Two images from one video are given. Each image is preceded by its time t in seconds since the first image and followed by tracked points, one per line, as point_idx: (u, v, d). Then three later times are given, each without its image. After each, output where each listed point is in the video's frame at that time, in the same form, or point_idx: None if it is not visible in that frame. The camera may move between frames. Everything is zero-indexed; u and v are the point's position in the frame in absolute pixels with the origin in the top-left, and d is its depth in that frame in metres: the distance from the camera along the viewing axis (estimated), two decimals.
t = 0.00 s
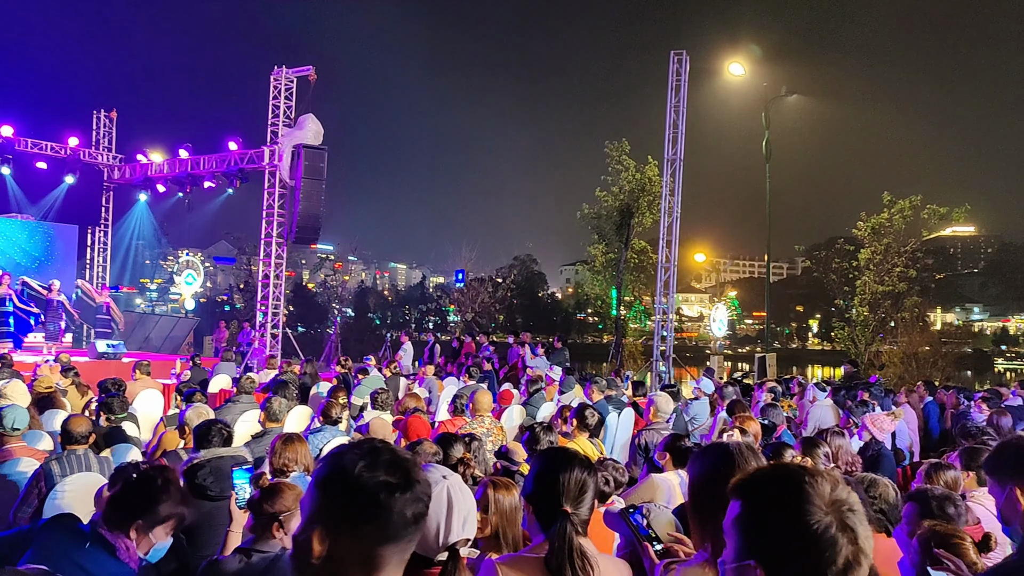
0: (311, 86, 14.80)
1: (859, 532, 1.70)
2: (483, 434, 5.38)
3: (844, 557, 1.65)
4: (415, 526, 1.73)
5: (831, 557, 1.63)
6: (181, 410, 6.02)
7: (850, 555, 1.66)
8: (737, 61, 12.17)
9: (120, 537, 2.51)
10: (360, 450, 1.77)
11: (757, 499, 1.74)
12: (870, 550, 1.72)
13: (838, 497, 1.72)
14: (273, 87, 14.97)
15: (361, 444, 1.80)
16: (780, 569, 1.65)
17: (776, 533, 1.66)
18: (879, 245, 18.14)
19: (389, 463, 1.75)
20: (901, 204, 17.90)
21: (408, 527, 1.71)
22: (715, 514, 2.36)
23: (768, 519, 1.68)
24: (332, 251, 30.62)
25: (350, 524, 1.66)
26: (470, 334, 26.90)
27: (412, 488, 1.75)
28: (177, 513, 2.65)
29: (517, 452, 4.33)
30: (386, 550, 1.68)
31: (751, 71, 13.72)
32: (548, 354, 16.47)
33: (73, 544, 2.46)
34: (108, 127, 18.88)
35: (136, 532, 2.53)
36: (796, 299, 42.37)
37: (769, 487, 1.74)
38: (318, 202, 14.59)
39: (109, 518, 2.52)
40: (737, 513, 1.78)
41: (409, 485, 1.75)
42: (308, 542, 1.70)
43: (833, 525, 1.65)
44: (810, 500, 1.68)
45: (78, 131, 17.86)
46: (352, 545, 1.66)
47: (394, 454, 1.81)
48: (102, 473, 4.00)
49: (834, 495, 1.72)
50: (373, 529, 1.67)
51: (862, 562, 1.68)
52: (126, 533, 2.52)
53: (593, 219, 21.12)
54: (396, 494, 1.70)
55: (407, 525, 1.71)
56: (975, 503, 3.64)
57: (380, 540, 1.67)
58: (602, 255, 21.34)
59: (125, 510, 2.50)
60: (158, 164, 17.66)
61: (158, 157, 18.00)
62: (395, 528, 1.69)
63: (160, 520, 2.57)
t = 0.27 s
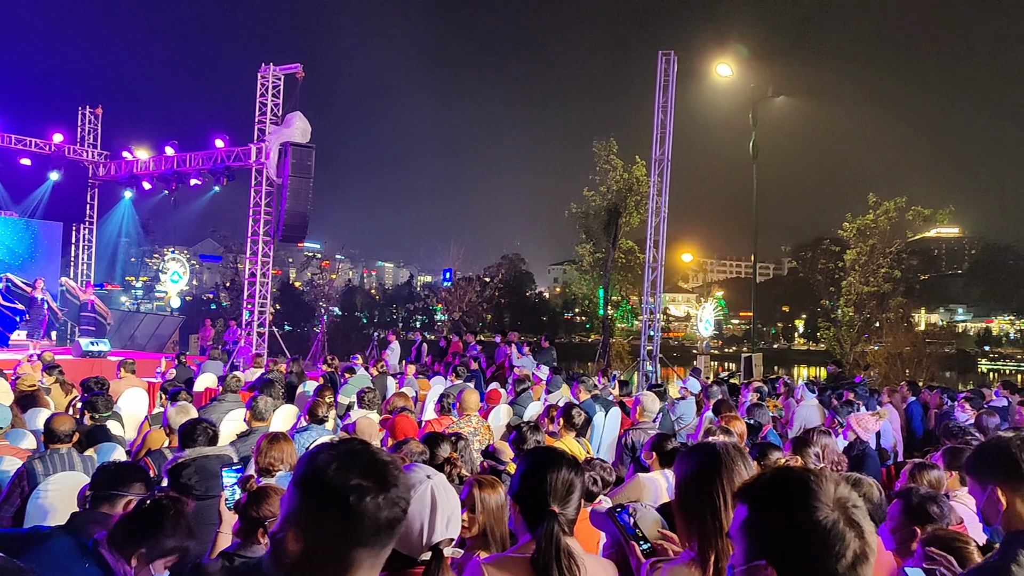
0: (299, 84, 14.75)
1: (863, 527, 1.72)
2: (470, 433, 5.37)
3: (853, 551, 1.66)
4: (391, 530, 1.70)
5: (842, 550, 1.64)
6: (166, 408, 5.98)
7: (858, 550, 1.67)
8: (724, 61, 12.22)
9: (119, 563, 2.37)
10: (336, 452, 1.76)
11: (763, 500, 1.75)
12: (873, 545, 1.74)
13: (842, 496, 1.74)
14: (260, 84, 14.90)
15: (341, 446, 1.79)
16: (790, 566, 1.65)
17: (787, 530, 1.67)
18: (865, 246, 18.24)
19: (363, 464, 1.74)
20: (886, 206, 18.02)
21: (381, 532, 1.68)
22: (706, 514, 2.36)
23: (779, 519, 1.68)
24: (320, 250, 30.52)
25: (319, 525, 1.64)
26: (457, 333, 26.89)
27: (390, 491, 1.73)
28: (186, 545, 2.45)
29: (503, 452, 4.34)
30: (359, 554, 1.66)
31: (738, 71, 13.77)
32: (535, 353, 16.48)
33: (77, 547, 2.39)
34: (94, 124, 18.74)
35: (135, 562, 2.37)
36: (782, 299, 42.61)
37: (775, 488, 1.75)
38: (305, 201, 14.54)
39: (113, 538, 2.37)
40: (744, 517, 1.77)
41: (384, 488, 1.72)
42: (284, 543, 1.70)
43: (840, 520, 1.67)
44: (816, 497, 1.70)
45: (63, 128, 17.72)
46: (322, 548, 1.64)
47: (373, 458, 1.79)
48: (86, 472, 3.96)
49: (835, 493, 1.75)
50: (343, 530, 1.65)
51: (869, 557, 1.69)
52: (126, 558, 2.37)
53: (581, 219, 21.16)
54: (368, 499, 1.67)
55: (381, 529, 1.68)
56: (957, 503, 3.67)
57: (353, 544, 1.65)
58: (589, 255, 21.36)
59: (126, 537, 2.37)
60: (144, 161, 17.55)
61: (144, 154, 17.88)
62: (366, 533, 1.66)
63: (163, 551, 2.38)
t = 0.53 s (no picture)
0: (284, 81, 14.68)
1: (849, 516, 1.74)
2: (456, 433, 5.37)
3: (842, 539, 1.68)
4: (370, 531, 1.69)
5: (830, 540, 1.66)
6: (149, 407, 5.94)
7: (846, 538, 1.69)
8: (710, 62, 12.27)
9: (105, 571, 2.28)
10: (316, 452, 1.75)
11: (752, 495, 1.76)
12: (861, 536, 1.75)
13: (827, 487, 1.76)
14: (245, 82, 14.81)
15: (322, 445, 1.77)
16: (781, 558, 1.66)
17: (775, 521, 1.68)
18: (848, 247, 18.36)
19: (342, 464, 1.72)
20: (869, 207, 18.14)
21: (359, 533, 1.67)
22: (692, 512, 2.38)
23: (768, 512, 1.70)
24: (304, 248, 30.39)
25: (296, 528, 1.64)
26: (443, 332, 26.85)
27: (369, 491, 1.71)
28: (175, 554, 2.35)
29: (489, 451, 4.34)
30: (337, 554, 1.66)
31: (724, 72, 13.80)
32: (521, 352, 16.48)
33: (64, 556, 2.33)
34: (76, 120, 18.56)
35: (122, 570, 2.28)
36: (766, 299, 42.89)
37: (762, 483, 1.77)
38: (290, 199, 14.47)
39: (101, 545, 2.30)
40: (734, 514, 1.78)
41: (363, 488, 1.70)
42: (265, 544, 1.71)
43: (826, 510, 1.68)
44: (803, 488, 1.72)
45: (45, 124, 17.53)
46: (299, 549, 1.64)
47: (355, 458, 1.78)
48: (67, 471, 3.93)
49: (820, 485, 1.76)
50: (320, 532, 1.64)
51: (857, 546, 1.71)
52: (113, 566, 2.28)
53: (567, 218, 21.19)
54: (345, 500, 1.65)
55: (359, 531, 1.67)
56: (939, 503, 3.71)
57: (330, 545, 1.65)
58: (575, 254, 21.38)
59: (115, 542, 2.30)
60: (127, 158, 17.40)
61: (127, 151, 17.72)
62: (343, 535, 1.65)
63: (151, 560, 2.29)
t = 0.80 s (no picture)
0: (264, 78, 14.58)
1: (819, 515, 1.76)
2: (436, 433, 5.36)
3: (809, 537, 1.69)
4: (343, 526, 1.68)
5: (799, 537, 1.67)
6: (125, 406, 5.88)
7: (814, 536, 1.70)
8: (691, 64, 12.33)
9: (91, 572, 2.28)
10: (287, 449, 1.75)
11: (723, 494, 1.77)
12: (830, 535, 1.77)
13: (796, 486, 1.78)
14: (224, 78, 14.69)
15: (293, 443, 1.78)
16: (751, 558, 1.67)
17: (746, 521, 1.70)
18: (826, 249, 18.51)
19: (314, 460, 1.72)
20: (847, 210, 18.31)
21: (335, 527, 1.66)
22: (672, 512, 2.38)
23: (738, 509, 1.71)
24: (284, 246, 30.20)
25: (270, 524, 1.63)
26: (423, 332, 26.79)
27: (341, 487, 1.71)
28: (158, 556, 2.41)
29: (469, 450, 4.33)
30: (312, 550, 1.63)
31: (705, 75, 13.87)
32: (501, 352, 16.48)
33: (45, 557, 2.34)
34: (52, 115, 18.34)
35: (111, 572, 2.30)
36: (745, 300, 43.19)
37: (734, 481, 1.78)
38: (270, 197, 14.37)
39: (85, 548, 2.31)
40: (704, 513, 1.79)
41: (338, 482, 1.70)
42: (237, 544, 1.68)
43: (795, 509, 1.70)
44: (772, 488, 1.73)
45: (20, 119, 17.28)
46: (271, 546, 1.62)
47: (327, 455, 1.78)
48: (41, 470, 3.89)
49: (790, 484, 1.78)
50: (295, 528, 1.63)
51: (825, 545, 1.72)
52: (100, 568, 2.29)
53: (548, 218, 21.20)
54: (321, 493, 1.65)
55: (331, 526, 1.65)
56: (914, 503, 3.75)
57: (303, 540, 1.62)
58: (555, 255, 21.40)
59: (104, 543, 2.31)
60: (104, 154, 17.21)
61: (104, 147, 17.53)
62: (320, 527, 1.64)
63: (138, 561, 2.33)
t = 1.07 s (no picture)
0: (245, 74, 14.48)
1: (795, 515, 1.78)
2: (418, 431, 5.35)
3: (787, 537, 1.70)
4: (270, 518, 1.68)
5: (778, 536, 1.68)
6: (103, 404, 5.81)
7: (792, 535, 1.72)
8: (674, 64, 12.36)
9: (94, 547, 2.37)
10: (211, 448, 1.76)
11: (703, 492, 1.78)
12: (809, 534, 1.78)
13: (775, 486, 1.80)
14: (205, 74, 14.57)
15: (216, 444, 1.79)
16: (730, 556, 1.68)
17: (724, 519, 1.70)
18: (807, 248, 18.62)
19: (239, 454, 1.74)
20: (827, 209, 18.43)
21: (266, 520, 1.66)
22: (654, 510, 2.39)
23: (714, 509, 1.72)
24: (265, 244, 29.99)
25: (196, 515, 1.63)
26: (406, 330, 26.69)
27: (267, 479, 1.72)
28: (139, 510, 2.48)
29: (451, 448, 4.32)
30: (238, 539, 1.62)
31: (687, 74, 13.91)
32: (483, 351, 16.46)
33: (43, 546, 2.36)
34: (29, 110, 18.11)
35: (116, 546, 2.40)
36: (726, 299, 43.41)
37: (714, 480, 1.79)
38: (250, 194, 14.26)
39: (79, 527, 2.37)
40: (683, 513, 1.80)
41: (269, 478, 1.72)
42: (163, 546, 1.66)
43: (773, 509, 1.71)
44: (751, 488, 1.75)
45: None
46: (199, 541, 1.61)
47: (253, 450, 1.79)
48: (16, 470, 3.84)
49: (768, 483, 1.80)
50: (220, 518, 1.62)
51: (803, 545, 1.74)
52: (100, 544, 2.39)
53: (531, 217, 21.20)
54: (252, 485, 1.67)
55: (259, 515, 1.65)
56: (892, 501, 3.78)
57: (230, 529, 1.61)
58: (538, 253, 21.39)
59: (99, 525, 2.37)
60: (82, 150, 17.01)
61: (82, 143, 17.32)
62: (252, 518, 1.64)
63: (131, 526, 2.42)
